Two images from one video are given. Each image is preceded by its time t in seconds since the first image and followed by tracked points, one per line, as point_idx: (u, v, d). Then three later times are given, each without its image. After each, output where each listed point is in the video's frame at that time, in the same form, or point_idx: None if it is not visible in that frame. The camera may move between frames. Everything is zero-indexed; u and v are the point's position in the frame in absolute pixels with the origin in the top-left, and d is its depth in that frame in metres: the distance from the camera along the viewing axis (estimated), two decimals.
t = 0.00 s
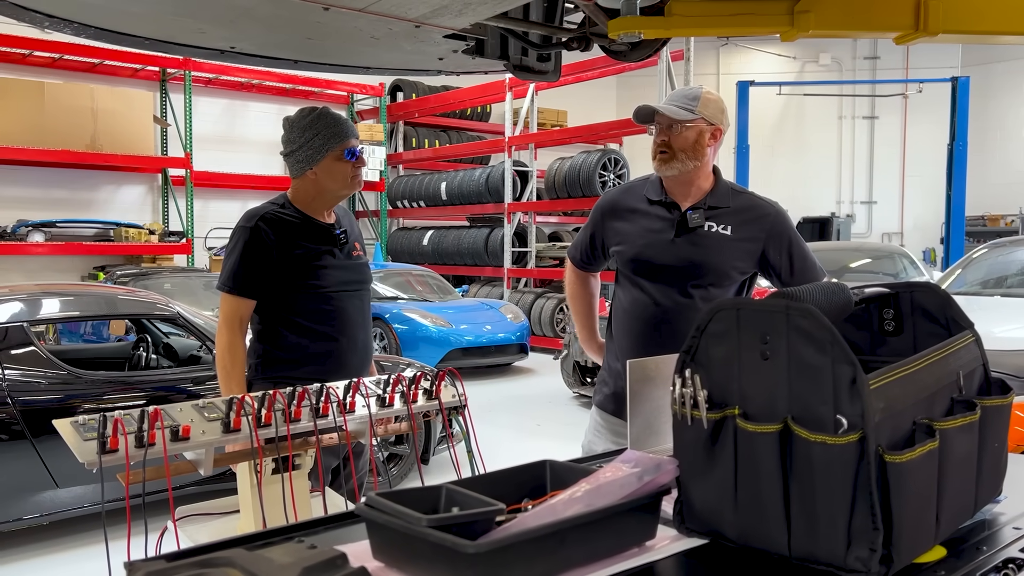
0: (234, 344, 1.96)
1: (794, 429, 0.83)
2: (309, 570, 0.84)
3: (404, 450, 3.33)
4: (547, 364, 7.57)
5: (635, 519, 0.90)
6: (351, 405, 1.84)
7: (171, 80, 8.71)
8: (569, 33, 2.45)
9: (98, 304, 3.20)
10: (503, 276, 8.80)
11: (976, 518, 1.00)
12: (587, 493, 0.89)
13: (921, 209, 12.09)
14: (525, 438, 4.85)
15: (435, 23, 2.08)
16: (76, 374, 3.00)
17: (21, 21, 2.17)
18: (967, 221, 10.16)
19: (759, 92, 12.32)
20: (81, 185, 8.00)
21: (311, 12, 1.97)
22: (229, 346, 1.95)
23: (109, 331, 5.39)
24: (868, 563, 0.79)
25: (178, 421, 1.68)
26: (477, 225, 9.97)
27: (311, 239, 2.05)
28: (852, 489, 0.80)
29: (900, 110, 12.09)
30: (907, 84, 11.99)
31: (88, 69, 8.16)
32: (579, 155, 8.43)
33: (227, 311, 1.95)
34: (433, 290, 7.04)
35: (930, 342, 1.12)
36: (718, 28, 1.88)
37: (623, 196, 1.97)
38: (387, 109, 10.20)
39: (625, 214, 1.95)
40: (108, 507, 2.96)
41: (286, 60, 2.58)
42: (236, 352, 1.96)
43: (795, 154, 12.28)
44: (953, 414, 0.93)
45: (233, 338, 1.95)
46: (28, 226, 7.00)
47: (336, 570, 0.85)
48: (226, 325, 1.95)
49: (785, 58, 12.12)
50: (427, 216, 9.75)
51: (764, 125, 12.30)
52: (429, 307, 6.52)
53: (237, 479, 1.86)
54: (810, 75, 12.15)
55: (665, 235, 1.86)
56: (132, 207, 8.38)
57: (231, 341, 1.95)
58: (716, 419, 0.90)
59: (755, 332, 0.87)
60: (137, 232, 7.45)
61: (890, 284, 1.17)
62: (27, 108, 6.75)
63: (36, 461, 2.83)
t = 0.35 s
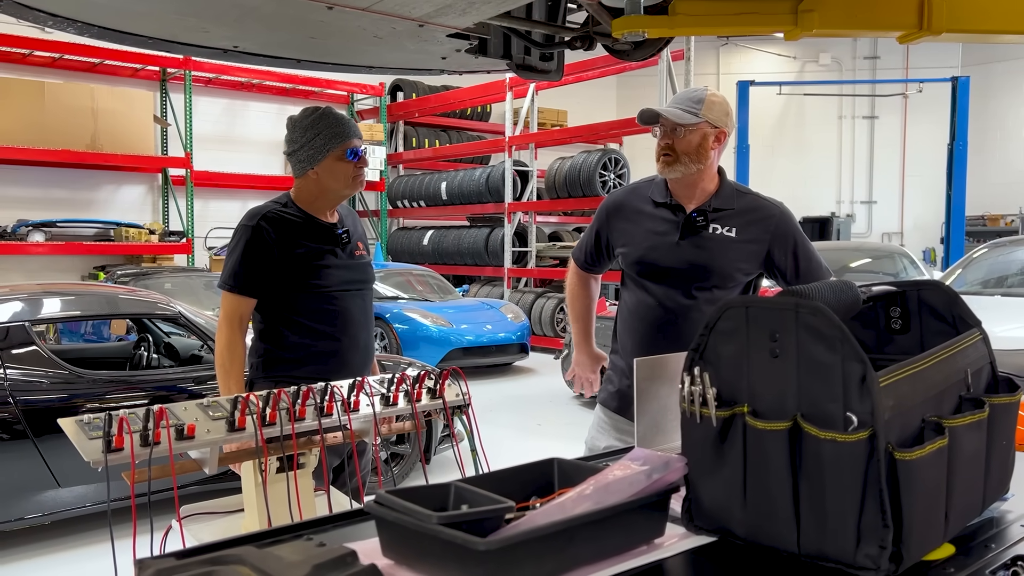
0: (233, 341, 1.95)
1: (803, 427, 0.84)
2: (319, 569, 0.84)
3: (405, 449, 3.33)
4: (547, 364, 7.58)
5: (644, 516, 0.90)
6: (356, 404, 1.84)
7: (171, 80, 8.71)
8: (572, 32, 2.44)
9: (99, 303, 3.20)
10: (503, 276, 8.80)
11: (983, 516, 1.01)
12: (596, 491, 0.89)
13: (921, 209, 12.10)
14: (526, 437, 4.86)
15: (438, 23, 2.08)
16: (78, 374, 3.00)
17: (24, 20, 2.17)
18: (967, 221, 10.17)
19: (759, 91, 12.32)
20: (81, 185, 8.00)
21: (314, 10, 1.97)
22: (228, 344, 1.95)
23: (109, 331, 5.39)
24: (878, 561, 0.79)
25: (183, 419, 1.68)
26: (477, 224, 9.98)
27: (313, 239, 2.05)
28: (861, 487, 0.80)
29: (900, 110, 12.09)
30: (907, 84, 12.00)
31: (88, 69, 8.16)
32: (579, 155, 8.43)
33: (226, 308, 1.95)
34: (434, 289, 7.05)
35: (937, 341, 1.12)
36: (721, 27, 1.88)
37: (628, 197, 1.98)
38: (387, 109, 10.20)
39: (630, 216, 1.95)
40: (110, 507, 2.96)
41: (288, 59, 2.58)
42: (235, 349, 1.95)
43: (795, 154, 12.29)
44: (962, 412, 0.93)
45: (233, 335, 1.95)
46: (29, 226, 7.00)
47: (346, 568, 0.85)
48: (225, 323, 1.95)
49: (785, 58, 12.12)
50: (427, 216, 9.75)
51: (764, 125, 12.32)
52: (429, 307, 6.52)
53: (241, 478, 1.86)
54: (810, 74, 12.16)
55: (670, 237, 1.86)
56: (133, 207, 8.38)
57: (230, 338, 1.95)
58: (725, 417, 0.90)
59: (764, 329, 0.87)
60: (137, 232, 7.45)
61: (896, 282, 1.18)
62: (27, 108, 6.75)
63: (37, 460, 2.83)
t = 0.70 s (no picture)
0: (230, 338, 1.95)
1: (809, 423, 0.84)
2: (322, 566, 0.84)
3: (405, 449, 3.33)
4: (547, 364, 7.58)
5: (647, 512, 0.90)
6: (357, 402, 1.83)
7: (171, 80, 8.71)
8: (573, 31, 2.44)
9: (99, 303, 3.20)
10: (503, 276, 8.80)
11: (987, 513, 1.00)
12: (600, 487, 0.89)
13: (921, 209, 12.11)
14: (526, 437, 4.86)
15: (439, 21, 2.09)
16: (78, 373, 3.00)
17: (25, 19, 2.17)
18: (966, 221, 10.19)
19: (759, 91, 12.31)
20: (80, 184, 8.00)
21: (316, 8, 1.97)
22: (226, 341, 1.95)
23: (110, 330, 5.39)
24: (883, 557, 0.79)
25: (184, 418, 1.68)
26: (477, 224, 9.98)
27: (314, 238, 2.05)
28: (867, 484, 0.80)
29: (900, 109, 12.09)
30: (906, 84, 12.00)
31: (88, 69, 8.16)
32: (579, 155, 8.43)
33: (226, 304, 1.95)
34: (434, 289, 7.05)
35: (941, 338, 1.12)
36: (722, 25, 1.88)
37: (630, 200, 1.96)
38: (387, 109, 10.20)
39: (632, 218, 1.94)
40: (111, 506, 2.96)
41: (289, 58, 2.59)
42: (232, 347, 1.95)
43: (794, 153, 12.30)
44: (966, 408, 0.93)
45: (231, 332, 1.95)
46: (28, 226, 7.00)
47: (348, 565, 0.85)
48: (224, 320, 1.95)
49: (784, 58, 12.13)
50: (427, 216, 9.75)
51: (763, 124, 12.34)
52: (429, 306, 6.51)
53: (243, 476, 1.86)
54: (809, 74, 12.17)
55: (674, 240, 1.86)
56: (132, 207, 8.37)
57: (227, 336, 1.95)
58: (730, 414, 0.90)
59: (768, 325, 0.87)
60: (137, 232, 7.45)
61: (899, 279, 1.18)
62: (26, 107, 6.75)
63: (38, 460, 2.82)
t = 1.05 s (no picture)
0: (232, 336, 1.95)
1: (807, 421, 0.83)
2: (319, 566, 0.84)
3: (404, 449, 3.34)
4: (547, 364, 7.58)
5: (645, 512, 0.90)
6: (354, 402, 1.83)
7: (170, 79, 8.71)
8: (571, 30, 2.44)
9: (97, 303, 3.19)
10: (502, 275, 8.81)
11: (986, 512, 1.00)
12: (597, 487, 0.89)
13: (920, 209, 12.12)
14: (525, 436, 4.86)
15: (437, 20, 2.08)
16: (76, 373, 2.99)
17: (23, 19, 2.17)
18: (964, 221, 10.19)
19: (757, 91, 12.31)
20: (79, 184, 7.99)
21: (313, 7, 1.97)
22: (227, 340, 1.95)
23: (108, 330, 5.40)
24: (880, 556, 0.79)
25: (181, 417, 1.67)
26: (476, 224, 9.98)
27: (314, 237, 2.04)
28: (865, 482, 0.79)
29: (899, 109, 12.09)
30: (905, 84, 12.00)
31: (87, 68, 8.16)
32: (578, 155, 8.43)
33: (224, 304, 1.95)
34: (433, 289, 7.04)
35: (940, 336, 1.11)
36: (721, 24, 1.88)
37: (600, 197, 1.92)
38: (386, 109, 10.20)
39: (604, 215, 1.90)
40: (109, 506, 2.96)
41: (287, 57, 2.58)
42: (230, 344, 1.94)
43: (793, 153, 12.31)
44: (964, 407, 0.93)
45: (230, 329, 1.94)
46: (27, 226, 7.00)
47: (344, 565, 0.85)
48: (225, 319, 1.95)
49: (783, 57, 12.12)
50: (426, 216, 9.75)
51: (763, 124, 12.33)
52: (428, 306, 6.51)
53: (240, 476, 1.85)
54: (808, 74, 12.17)
55: (650, 237, 1.85)
56: (131, 207, 8.37)
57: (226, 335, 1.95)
58: (727, 412, 0.90)
59: (766, 323, 0.87)
60: (136, 232, 7.44)
61: (899, 278, 1.17)
62: (25, 107, 6.75)
63: (35, 460, 2.82)
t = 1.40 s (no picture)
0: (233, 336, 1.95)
1: (804, 425, 0.83)
2: (318, 569, 0.84)
3: (404, 449, 3.34)
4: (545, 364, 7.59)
5: (643, 516, 0.90)
6: (354, 403, 1.83)
7: (169, 79, 8.71)
8: (570, 31, 2.42)
9: (96, 303, 3.19)
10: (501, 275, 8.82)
11: (983, 515, 1.00)
12: (596, 490, 0.89)
13: (919, 208, 12.14)
14: (524, 437, 4.86)
15: (436, 21, 2.09)
16: (76, 374, 2.99)
17: (22, 19, 2.16)
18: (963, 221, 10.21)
19: (756, 91, 12.31)
20: (78, 184, 8.00)
21: (313, 9, 1.98)
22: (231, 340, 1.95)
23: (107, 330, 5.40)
24: (879, 559, 0.79)
25: (180, 419, 1.68)
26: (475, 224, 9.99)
27: (313, 237, 2.04)
28: (863, 485, 0.79)
29: (898, 109, 12.09)
30: (904, 84, 12.00)
31: (86, 68, 8.16)
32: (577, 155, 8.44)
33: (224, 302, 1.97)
34: (432, 289, 7.04)
35: (938, 339, 1.11)
36: (720, 26, 1.88)
37: (562, 205, 1.89)
38: (385, 109, 10.23)
39: (567, 221, 1.87)
40: (108, 507, 2.96)
41: (286, 59, 2.58)
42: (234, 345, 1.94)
43: (792, 154, 12.32)
44: (961, 410, 0.93)
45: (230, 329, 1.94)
46: (25, 226, 7.00)
47: (344, 568, 0.85)
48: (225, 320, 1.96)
49: (782, 58, 12.14)
50: (425, 216, 9.76)
51: (763, 123, 12.33)
52: (427, 306, 6.51)
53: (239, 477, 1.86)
54: (807, 74, 12.19)
55: (618, 242, 1.84)
56: (130, 207, 8.38)
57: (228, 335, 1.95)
58: (725, 415, 0.90)
59: (764, 327, 0.87)
60: (135, 232, 7.45)
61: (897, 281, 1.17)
62: (23, 107, 6.75)
63: (34, 461, 2.82)
